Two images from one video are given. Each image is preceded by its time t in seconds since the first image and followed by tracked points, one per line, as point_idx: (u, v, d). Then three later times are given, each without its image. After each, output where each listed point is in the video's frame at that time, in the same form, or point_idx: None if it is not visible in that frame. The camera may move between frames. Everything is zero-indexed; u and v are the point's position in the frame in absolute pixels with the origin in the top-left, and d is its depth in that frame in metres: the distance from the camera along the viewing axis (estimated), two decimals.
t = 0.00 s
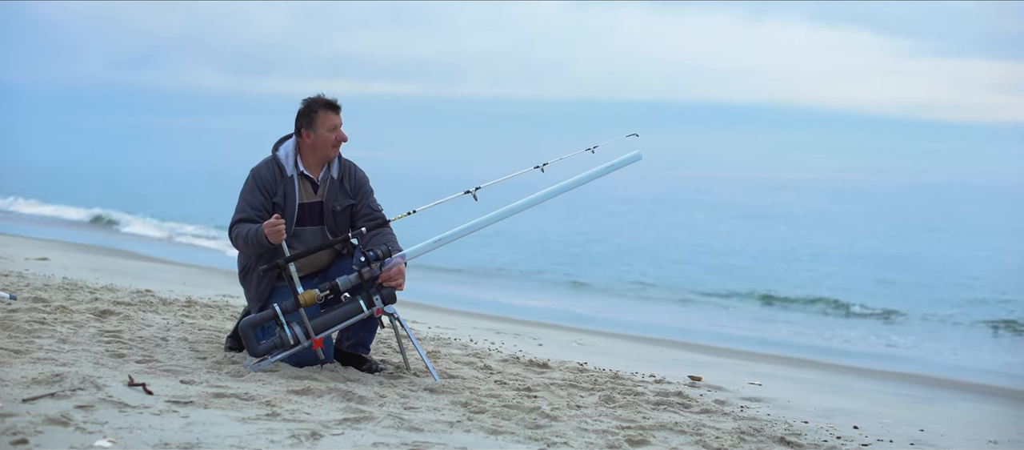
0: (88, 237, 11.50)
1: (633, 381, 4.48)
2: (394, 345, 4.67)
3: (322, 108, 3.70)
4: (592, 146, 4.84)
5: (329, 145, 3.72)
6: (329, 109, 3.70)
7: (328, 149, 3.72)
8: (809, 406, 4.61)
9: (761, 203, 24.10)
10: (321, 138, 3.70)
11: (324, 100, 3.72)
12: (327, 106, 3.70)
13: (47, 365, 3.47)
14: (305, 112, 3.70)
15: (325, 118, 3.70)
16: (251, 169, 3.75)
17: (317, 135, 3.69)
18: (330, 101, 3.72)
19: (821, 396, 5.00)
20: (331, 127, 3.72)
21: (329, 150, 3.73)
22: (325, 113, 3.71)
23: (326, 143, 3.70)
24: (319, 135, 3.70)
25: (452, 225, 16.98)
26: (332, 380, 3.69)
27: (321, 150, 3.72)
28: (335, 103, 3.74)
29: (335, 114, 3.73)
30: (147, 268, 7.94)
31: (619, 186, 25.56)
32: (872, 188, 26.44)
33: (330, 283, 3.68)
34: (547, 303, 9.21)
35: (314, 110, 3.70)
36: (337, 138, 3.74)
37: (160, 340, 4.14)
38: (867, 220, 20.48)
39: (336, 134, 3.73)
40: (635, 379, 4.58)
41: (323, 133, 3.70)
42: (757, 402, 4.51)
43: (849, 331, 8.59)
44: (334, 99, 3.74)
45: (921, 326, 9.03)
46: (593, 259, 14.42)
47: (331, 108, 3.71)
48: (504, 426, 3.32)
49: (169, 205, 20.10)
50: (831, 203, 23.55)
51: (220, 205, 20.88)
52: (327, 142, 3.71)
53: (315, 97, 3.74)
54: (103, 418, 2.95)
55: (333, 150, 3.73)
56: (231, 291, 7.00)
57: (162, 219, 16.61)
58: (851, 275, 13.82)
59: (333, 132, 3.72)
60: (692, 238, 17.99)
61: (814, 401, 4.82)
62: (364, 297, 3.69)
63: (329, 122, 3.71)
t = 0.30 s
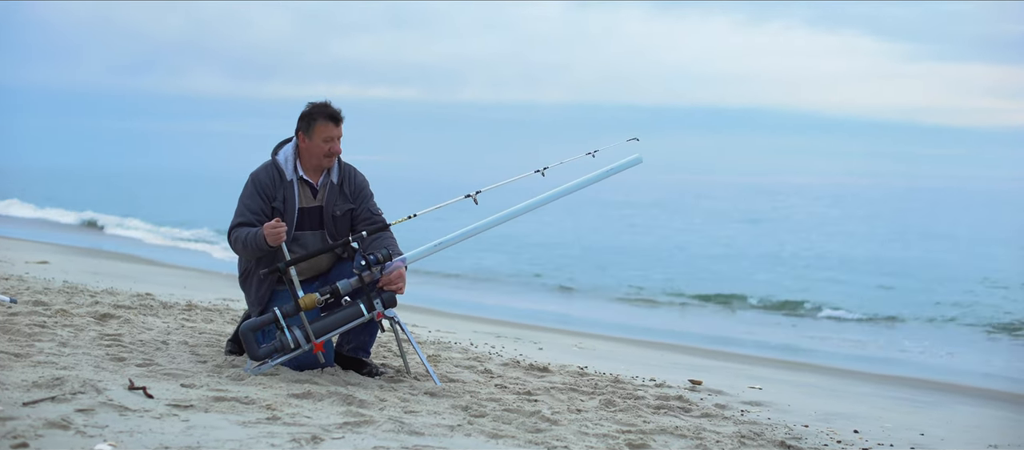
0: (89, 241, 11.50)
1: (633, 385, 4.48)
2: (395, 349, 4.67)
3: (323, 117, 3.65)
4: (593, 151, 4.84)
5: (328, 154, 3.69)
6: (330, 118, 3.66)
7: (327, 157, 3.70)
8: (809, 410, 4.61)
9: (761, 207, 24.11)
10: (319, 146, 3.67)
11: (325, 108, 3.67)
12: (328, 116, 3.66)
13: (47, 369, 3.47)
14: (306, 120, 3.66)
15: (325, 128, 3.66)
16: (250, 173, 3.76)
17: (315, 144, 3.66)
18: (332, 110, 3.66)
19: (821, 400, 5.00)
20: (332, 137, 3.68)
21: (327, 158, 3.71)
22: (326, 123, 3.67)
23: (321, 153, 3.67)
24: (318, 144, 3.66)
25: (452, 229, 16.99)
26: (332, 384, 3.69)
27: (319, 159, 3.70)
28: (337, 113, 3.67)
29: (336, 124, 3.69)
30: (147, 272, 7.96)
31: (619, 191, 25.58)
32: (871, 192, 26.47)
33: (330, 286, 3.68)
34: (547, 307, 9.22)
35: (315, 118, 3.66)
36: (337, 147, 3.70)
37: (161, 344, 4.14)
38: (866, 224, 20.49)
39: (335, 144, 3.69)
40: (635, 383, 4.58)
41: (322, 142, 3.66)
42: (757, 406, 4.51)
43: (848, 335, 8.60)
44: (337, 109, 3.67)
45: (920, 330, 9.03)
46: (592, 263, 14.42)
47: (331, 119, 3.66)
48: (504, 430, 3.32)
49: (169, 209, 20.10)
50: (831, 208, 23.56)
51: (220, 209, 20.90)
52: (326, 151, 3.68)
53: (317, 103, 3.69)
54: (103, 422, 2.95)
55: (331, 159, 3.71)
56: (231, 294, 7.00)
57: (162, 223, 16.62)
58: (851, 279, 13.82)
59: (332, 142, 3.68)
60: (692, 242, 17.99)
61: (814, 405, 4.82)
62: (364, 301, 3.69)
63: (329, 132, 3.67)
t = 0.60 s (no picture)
0: (87, 244, 11.50)
1: (631, 389, 4.48)
2: (393, 352, 4.67)
3: (317, 123, 3.62)
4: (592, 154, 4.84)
5: (320, 160, 3.67)
6: (323, 125, 3.63)
7: (319, 163, 3.68)
8: (807, 414, 4.61)
9: (758, 210, 24.12)
10: (313, 152, 3.65)
11: (320, 114, 3.64)
12: (322, 122, 3.62)
13: (44, 372, 3.47)
14: (299, 124, 3.66)
15: (317, 134, 3.63)
16: (247, 178, 3.76)
17: (309, 149, 3.65)
18: (327, 116, 3.63)
19: (819, 404, 5.00)
20: (323, 143, 3.65)
21: (321, 164, 3.69)
22: (320, 128, 3.64)
23: (311, 159, 3.65)
24: (311, 150, 3.65)
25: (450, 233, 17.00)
26: (330, 388, 3.69)
27: (313, 164, 3.69)
28: (332, 119, 3.65)
29: (328, 130, 3.65)
30: (146, 275, 7.97)
31: (617, 195, 25.61)
32: (868, 196, 26.48)
33: (328, 290, 3.67)
34: (545, 310, 9.22)
35: (308, 124, 3.63)
36: (330, 154, 3.68)
37: (158, 347, 4.14)
38: (865, 228, 20.51)
39: (329, 150, 3.66)
40: (633, 387, 4.58)
41: (315, 148, 3.64)
42: (755, 410, 4.51)
43: (846, 338, 8.60)
44: (331, 115, 3.65)
45: (918, 334, 9.04)
46: (591, 267, 14.42)
47: (322, 126, 3.63)
48: (502, 434, 3.32)
49: (167, 211, 20.11)
50: (829, 212, 23.58)
51: (218, 212, 20.92)
52: (319, 157, 3.66)
53: (314, 108, 3.66)
54: (100, 425, 2.95)
55: (324, 165, 3.69)
56: (229, 298, 7.00)
57: (161, 226, 16.63)
58: (850, 283, 13.83)
59: (326, 148, 3.65)
60: (690, 246, 18.01)
61: (812, 408, 4.82)
62: (362, 305, 3.69)
63: (321, 138, 3.64)
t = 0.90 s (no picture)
0: (86, 241, 11.50)
1: (629, 386, 4.48)
2: (391, 350, 4.68)
3: (315, 120, 3.62)
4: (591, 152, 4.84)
5: (318, 158, 3.67)
6: (321, 123, 3.62)
7: (317, 161, 3.69)
8: (805, 412, 4.61)
9: (757, 209, 24.13)
10: (311, 149, 3.65)
11: (319, 111, 3.63)
12: (320, 120, 3.62)
13: (42, 370, 3.47)
14: (297, 121, 3.66)
15: (315, 131, 3.63)
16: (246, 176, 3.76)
17: (308, 147, 3.65)
18: (326, 114, 3.62)
19: (816, 402, 5.00)
20: (321, 140, 3.66)
21: (319, 162, 3.69)
22: (319, 126, 3.64)
23: (309, 157, 3.65)
24: (309, 147, 3.65)
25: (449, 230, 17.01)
26: (328, 386, 3.69)
27: (311, 161, 3.69)
28: (330, 117, 3.65)
29: (326, 128, 3.65)
30: (145, 273, 7.96)
31: (616, 194, 25.61)
32: (866, 194, 26.49)
33: (326, 288, 3.67)
34: (543, 308, 9.22)
35: (306, 121, 3.63)
36: (328, 152, 3.68)
37: (156, 345, 4.13)
38: (864, 226, 20.50)
39: (327, 148, 3.66)
40: (631, 385, 4.58)
41: (313, 146, 3.64)
42: (752, 408, 4.51)
43: (844, 337, 8.60)
44: (330, 112, 3.64)
45: (916, 332, 9.04)
46: (590, 265, 14.42)
47: (320, 123, 3.63)
48: (500, 432, 3.32)
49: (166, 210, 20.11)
50: (828, 210, 23.57)
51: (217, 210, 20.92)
52: (317, 155, 3.66)
53: (313, 105, 3.66)
54: (99, 422, 2.95)
55: (322, 162, 3.69)
56: (227, 296, 6.99)
57: (160, 224, 16.62)
58: (849, 281, 13.83)
59: (324, 146, 3.65)
60: (689, 244, 18.01)
61: (810, 406, 4.82)
62: (361, 303, 3.69)
63: (319, 135, 3.64)
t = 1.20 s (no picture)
0: (85, 243, 11.50)
1: (628, 387, 4.48)
2: (390, 351, 4.68)
3: (313, 122, 3.62)
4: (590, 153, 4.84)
5: (317, 159, 3.67)
6: (320, 124, 3.62)
7: (316, 162, 3.69)
8: (804, 413, 4.61)
9: (756, 210, 24.12)
10: (310, 151, 3.65)
11: (317, 113, 3.64)
12: (319, 122, 3.62)
13: (41, 371, 3.47)
14: (297, 123, 3.66)
15: (314, 133, 3.63)
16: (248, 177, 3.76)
17: (307, 149, 3.65)
18: (325, 116, 3.63)
19: (815, 403, 5.00)
20: (320, 142, 3.65)
21: (318, 163, 3.69)
22: (317, 127, 3.64)
23: (308, 158, 3.65)
24: (309, 149, 3.65)
25: (448, 231, 17.00)
26: (327, 386, 3.69)
27: (310, 163, 3.69)
28: (329, 118, 3.65)
29: (325, 129, 3.65)
30: (143, 274, 7.96)
31: (615, 195, 25.61)
32: (866, 195, 26.46)
33: (325, 289, 3.67)
34: (542, 309, 9.21)
35: (305, 123, 3.63)
36: (327, 153, 3.68)
37: (155, 346, 4.13)
38: (863, 226, 20.51)
39: (326, 149, 3.66)
40: (630, 385, 4.58)
41: (312, 147, 3.64)
42: (752, 409, 4.51)
43: (843, 337, 8.60)
44: (329, 114, 3.65)
45: (915, 332, 9.04)
46: (588, 266, 14.42)
47: (320, 125, 3.62)
48: (500, 432, 3.32)
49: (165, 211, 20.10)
50: (827, 211, 23.58)
51: (216, 211, 20.90)
52: (316, 156, 3.66)
53: (311, 107, 3.67)
54: (98, 424, 2.95)
55: (321, 164, 3.69)
56: (225, 297, 6.98)
57: (160, 225, 16.62)
58: (848, 282, 13.84)
59: (323, 148, 3.65)
60: (688, 245, 18.01)
61: (809, 407, 4.82)
62: (360, 304, 3.69)
63: (318, 137, 3.64)
